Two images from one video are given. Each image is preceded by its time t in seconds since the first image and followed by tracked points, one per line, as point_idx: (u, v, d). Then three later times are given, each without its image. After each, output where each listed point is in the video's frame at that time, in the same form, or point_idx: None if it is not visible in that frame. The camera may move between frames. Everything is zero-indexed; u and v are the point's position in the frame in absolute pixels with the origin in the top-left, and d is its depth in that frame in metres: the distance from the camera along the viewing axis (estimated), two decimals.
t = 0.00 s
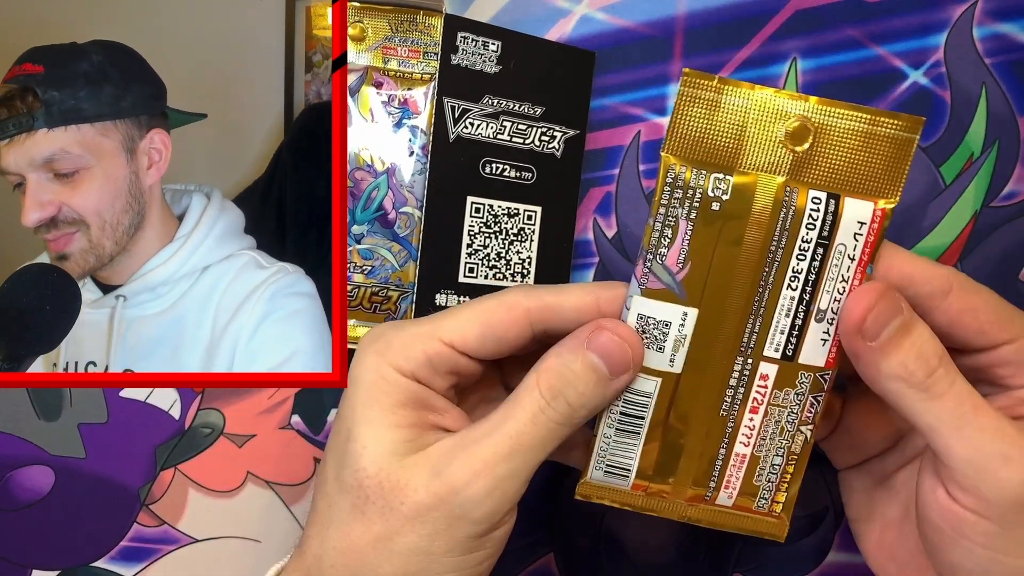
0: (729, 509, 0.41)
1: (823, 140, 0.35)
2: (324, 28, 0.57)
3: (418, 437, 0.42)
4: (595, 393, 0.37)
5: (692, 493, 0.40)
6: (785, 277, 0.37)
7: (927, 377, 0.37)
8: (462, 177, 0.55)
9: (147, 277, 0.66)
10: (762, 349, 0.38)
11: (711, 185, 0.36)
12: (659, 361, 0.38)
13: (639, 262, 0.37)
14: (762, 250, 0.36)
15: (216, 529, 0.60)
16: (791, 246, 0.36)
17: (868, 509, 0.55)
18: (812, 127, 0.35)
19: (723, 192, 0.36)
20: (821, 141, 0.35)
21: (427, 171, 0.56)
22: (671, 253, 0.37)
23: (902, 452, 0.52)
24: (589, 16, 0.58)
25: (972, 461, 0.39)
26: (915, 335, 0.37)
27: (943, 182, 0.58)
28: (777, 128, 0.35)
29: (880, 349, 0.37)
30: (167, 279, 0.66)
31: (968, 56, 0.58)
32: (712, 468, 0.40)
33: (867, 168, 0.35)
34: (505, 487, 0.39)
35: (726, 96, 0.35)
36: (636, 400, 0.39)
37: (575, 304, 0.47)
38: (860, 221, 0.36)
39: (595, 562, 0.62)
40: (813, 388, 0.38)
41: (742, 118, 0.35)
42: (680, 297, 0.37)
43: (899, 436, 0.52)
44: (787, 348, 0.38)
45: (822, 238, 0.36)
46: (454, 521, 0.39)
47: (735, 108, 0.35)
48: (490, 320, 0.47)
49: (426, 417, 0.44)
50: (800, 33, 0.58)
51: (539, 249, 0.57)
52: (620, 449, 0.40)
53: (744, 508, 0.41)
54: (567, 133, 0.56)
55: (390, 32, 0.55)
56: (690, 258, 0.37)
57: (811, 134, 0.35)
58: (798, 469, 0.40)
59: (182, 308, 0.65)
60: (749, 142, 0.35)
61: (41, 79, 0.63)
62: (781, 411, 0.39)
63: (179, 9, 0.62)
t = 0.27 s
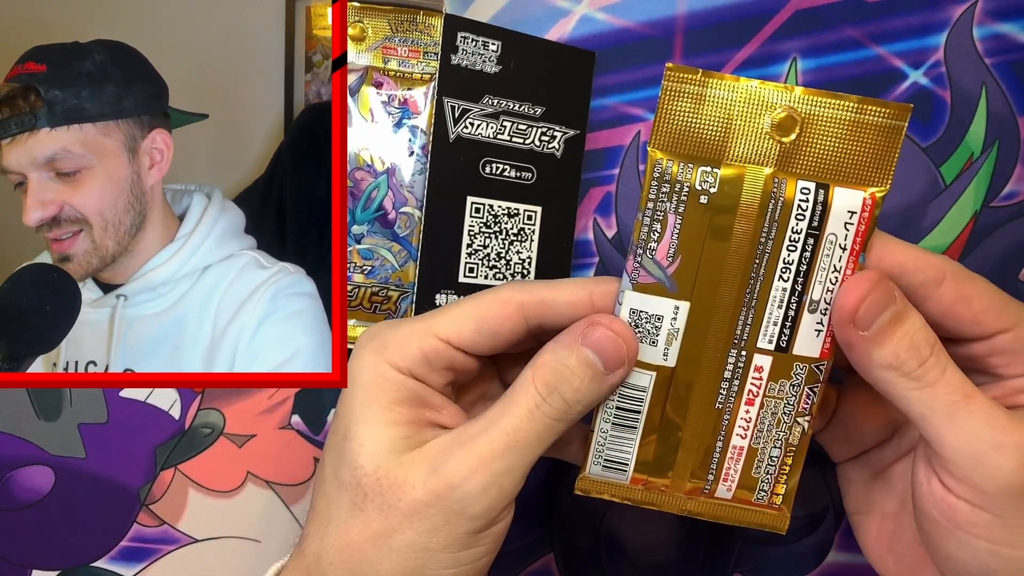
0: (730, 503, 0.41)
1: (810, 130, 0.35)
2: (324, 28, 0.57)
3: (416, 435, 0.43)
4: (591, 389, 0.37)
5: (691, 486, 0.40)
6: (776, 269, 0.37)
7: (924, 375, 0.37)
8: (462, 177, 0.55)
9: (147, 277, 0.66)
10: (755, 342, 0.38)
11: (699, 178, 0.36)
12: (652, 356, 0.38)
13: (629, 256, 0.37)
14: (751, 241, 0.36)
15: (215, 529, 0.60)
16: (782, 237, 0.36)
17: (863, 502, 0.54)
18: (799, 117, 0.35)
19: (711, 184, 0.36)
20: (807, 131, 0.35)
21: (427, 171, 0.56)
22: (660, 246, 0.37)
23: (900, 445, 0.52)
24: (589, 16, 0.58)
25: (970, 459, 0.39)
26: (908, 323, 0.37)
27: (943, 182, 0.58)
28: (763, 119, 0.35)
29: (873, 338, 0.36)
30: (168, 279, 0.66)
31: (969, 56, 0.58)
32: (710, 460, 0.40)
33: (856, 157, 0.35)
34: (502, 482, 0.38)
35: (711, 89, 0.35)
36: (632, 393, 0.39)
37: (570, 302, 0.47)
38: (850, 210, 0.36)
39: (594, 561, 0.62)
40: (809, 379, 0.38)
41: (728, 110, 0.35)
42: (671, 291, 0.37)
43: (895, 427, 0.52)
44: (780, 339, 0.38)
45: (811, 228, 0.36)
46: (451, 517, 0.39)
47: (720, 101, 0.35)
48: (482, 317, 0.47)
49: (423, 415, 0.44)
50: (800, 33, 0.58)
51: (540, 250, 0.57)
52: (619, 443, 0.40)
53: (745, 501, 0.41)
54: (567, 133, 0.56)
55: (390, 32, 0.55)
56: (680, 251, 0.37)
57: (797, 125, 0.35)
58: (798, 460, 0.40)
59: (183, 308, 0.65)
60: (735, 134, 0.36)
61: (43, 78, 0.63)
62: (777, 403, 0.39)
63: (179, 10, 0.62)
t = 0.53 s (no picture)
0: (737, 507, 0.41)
1: (810, 128, 0.35)
2: (324, 28, 0.57)
3: (415, 438, 0.43)
4: (593, 394, 0.37)
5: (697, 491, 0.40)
6: (779, 269, 0.37)
7: (924, 375, 0.37)
8: (462, 177, 0.55)
9: (148, 278, 0.66)
10: (760, 344, 0.38)
11: (701, 178, 0.36)
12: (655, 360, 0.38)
13: (631, 257, 0.37)
14: (753, 241, 0.36)
15: (215, 529, 0.60)
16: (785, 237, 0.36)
17: (866, 503, 0.55)
18: (799, 115, 0.35)
19: (712, 185, 0.36)
20: (807, 129, 0.35)
21: (427, 170, 0.56)
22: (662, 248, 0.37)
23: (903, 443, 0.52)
24: (589, 16, 0.58)
25: (971, 459, 0.39)
26: (912, 322, 0.37)
27: (943, 182, 0.58)
28: (763, 117, 0.35)
29: (877, 337, 0.36)
30: (170, 280, 0.66)
31: (969, 56, 0.58)
32: (716, 463, 0.40)
33: (857, 154, 0.36)
34: (502, 488, 0.38)
35: (711, 88, 0.35)
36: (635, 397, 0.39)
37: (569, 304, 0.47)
38: (852, 209, 0.36)
39: (594, 562, 0.62)
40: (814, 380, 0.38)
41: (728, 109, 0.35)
42: (673, 292, 0.37)
43: (898, 426, 0.52)
44: (784, 340, 0.38)
45: (813, 227, 0.36)
46: (451, 521, 0.39)
47: (720, 100, 0.35)
48: (481, 319, 0.48)
49: (423, 418, 0.45)
50: (800, 33, 0.58)
51: (539, 249, 0.57)
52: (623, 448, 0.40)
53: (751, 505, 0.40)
54: (567, 133, 0.56)
55: (390, 32, 0.55)
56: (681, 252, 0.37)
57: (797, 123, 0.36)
58: (804, 462, 0.40)
59: (185, 308, 0.65)
60: (736, 133, 0.36)
61: (45, 77, 0.63)
62: (782, 406, 0.39)
63: (179, 9, 0.62)
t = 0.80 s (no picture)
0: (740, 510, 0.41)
1: (811, 129, 0.35)
2: (324, 28, 0.57)
3: (418, 440, 0.42)
4: (596, 397, 0.37)
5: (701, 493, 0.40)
6: (781, 271, 0.36)
7: (925, 377, 0.37)
8: (462, 177, 0.55)
9: (150, 278, 0.65)
10: (762, 346, 0.38)
11: (702, 180, 0.36)
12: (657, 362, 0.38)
13: (634, 260, 0.37)
14: (755, 242, 0.36)
15: (215, 528, 0.60)
16: (788, 238, 0.36)
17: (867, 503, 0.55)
18: (799, 116, 0.35)
19: (714, 187, 0.36)
20: (808, 130, 0.35)
21: (427, 170, 0.56)
22: (664, 250, 0.37)
23: (905, 444, 0.52)
24: (589, 16, 0.58)
25: (972, 460, 0.39)
26: (914, 324, 0.37)
27: (943, 182, 0.58)
28: (764, 119, 0.35)
29: (879, 339, 0.36)
30: (172, 280, 0.65)
31: (969, 56, 0.58)
32: (720, 466, 0.40)
33: (858, 155, 0.36)
34: (504, 491, 0.38)
35: (711, 90, 0.35)
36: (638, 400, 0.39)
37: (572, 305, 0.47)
38: (854, 210, 0.35)
39: (594, 562, 0.62)
40: (817, 382, 0.38)
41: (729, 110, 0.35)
42: (675, 293, 0.37)
43: (900, 427, 0.52)
44: (787, 341, 0.37)
45: (815, 229, 0.36)
46: (453, 525, 0.39)
47: (721, 102, 0.35)
48: (483, 319, 0.47)
49: (426, 420, 0.44)
50: (800, 33, 0.58)
51: (539, 249, 0.57)
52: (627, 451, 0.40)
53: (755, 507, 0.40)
54: (567, 133, 0.56)
55: (390, 32, 0.55)
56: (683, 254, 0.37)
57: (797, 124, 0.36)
58: (807, 464, 0.40)
59: (186, 308, 0.64)
60: (737, 135, 0.36)
61: (57, 74, 0.63)
62: (784, 407, 0.39)
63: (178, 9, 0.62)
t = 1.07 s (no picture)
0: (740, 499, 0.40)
1: (815, 128, 0.35)
2: (324, 28, 0.58)
3: (427, 433, 0.42)
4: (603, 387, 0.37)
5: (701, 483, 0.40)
6: (783, 266, 0.36)
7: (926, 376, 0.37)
8: (463, 177, 0.55)
9: (147, 277, 0.65)
10: (763, 339, 0.38)
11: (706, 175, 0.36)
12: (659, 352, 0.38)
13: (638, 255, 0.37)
14: (756, 239, 0.36)
15: (215, 528, 0.60)
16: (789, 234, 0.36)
17: (868, 502, 0.55)
18: (804, 114, 0.35)
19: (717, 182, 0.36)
20: (812, 129, 0.35)
21: (427, 171, 0.56)
22: (667, 244, 0.37)
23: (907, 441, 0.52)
24: (589, 16, 0.58)
25: (973, 458, 0.39)
26: (916, 321, 0.37)
27: (943, 182, 0.58)
28: (768, 117, 0.35)
29: (880, 335, 0.36)
30: (171, 278, 0.65)
31: (968, 56, 0.58)
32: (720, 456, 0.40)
33: (862, 154, 0.35)
34: (517, 481, 0.39)
35: (716, 88, 0.35)
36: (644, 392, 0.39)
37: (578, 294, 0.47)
38: (856, 207, 0.35)
39: (594, 561, 0.62)
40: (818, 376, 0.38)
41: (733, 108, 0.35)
42: (678, 288, 0.37)
43: (902, 424, 0.52)
44: (789, 336, 0.37)
45: (817, 225, 0.36)
46: (466, 515, 0.39)
47: (726, 99, 0.35)
48: (492, 310, 0.47)
49: (438, 412, 0.44)
50: (800, 33, 0.58)
51: (539, 249, 0.57)
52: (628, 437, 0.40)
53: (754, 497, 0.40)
54: (567, 133, 0.56)
55: (390, 32, 0.55)
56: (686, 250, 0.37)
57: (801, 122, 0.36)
58: (808, 457, 0.39)
59: (186, 307, 0.64)
60: (740, 132, 0.36)
61: (103, 60, 0.65)
62: (784, 400, 0.38)
63: (181, 10, 0.64)
